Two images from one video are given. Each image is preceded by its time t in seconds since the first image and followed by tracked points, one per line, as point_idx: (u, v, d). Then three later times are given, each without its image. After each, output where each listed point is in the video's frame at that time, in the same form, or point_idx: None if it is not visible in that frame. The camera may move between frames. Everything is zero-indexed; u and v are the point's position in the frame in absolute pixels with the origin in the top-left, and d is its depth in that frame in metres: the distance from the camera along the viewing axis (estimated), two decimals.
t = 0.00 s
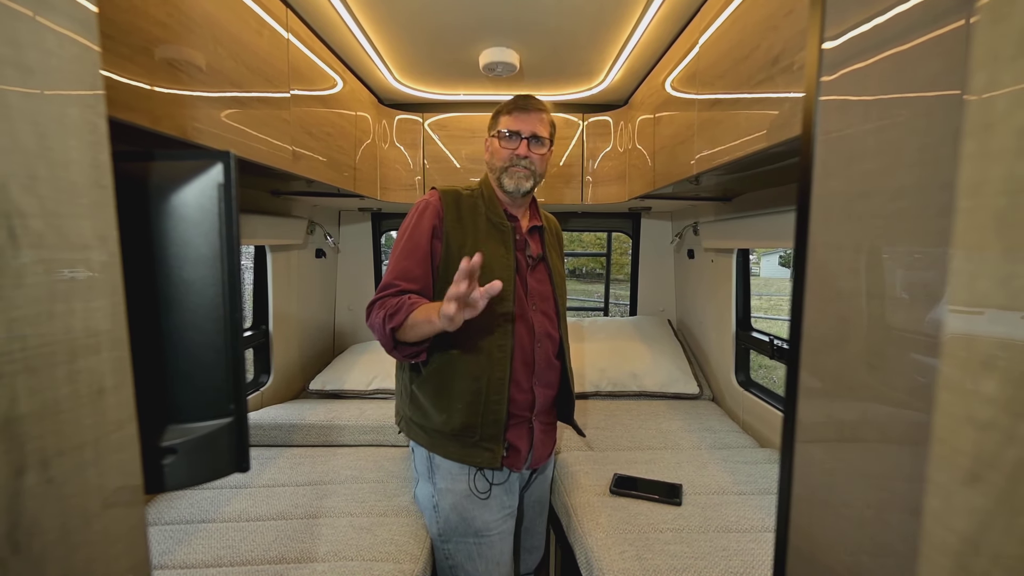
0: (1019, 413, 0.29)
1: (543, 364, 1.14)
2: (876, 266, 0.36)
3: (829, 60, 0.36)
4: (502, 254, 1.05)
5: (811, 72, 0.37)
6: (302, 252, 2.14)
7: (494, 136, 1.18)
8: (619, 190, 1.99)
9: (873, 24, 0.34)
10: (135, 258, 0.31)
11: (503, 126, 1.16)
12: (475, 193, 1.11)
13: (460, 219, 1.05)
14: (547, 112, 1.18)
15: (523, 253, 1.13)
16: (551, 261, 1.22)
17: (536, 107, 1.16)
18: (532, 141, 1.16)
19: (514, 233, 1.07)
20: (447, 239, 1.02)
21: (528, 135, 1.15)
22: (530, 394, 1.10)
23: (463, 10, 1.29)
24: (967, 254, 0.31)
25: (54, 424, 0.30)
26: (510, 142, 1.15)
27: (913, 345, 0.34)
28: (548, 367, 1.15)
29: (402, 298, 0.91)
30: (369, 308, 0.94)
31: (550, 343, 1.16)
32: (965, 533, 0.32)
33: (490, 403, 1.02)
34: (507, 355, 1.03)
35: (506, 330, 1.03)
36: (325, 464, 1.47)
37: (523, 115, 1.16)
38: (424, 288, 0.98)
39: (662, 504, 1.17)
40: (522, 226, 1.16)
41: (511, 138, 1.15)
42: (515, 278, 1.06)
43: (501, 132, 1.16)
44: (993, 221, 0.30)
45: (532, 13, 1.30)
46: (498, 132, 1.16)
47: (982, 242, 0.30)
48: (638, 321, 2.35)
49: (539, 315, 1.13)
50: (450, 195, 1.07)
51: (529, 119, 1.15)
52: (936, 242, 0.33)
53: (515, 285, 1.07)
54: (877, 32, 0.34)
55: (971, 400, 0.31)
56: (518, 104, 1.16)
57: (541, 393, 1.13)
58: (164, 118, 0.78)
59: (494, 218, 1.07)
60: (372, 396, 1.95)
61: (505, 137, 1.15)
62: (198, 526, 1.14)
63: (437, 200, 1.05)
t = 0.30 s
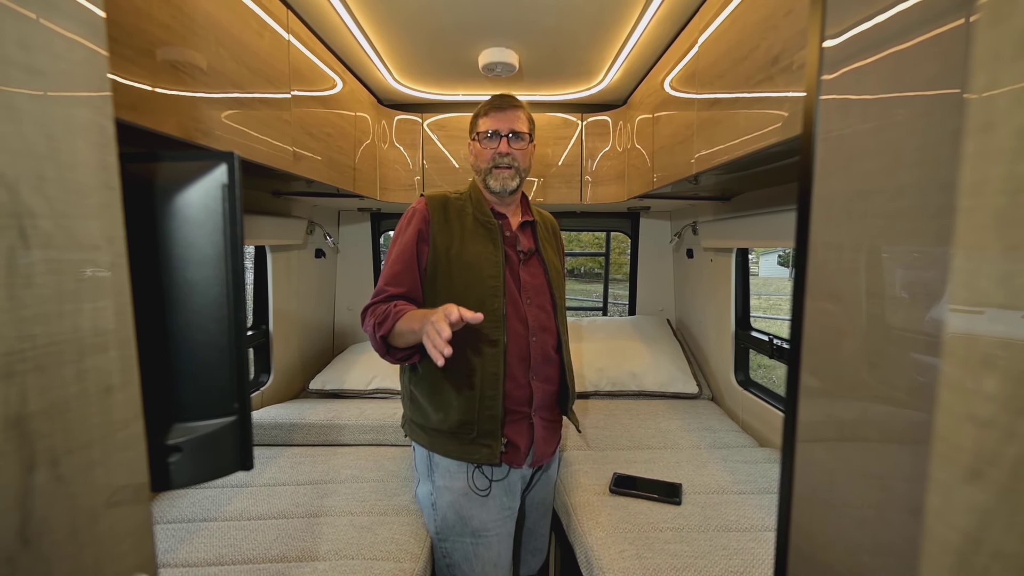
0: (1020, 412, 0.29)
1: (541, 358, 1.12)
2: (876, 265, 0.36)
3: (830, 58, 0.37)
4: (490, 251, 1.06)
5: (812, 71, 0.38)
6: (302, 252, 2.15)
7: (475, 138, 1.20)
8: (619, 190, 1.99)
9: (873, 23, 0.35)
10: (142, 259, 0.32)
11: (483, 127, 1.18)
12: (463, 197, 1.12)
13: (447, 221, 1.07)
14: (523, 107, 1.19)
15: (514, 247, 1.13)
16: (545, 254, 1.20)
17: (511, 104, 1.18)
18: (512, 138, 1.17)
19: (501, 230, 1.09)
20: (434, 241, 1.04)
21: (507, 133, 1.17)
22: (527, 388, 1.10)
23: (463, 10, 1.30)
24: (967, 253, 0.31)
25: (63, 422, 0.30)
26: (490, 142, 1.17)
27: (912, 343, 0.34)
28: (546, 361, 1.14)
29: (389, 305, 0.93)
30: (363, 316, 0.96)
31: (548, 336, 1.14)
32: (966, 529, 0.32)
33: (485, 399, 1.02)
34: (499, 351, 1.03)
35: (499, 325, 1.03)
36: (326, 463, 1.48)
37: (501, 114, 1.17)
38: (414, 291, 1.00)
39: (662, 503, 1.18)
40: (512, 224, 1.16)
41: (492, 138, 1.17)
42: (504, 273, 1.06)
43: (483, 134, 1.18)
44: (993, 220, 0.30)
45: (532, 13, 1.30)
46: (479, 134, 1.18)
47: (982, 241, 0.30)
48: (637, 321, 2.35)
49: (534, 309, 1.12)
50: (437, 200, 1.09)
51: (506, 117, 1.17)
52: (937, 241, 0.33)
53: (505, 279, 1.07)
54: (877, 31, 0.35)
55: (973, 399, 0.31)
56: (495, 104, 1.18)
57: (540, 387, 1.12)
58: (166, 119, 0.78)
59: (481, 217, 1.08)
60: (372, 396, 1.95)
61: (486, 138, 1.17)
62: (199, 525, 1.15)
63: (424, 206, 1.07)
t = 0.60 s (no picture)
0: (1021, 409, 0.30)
1: (538, 354, 1.12)
2: (876, 265, 0.36)
3: (830, 57, 0.37)
4: (483, 251, 1.06)
5: (812, 71, 0.38)
6: (302, 252, 2.15)
7: (465, 137, 1.20)
8: (618, 190, 2.00)
9: (876, 20, 0.35)
10: (143, 257, 0.32)
11: (473, 127, 1.18)
12: (454, 198, 1.12)
13: (440, 222, 1.07)
14: (514, 108, 1.20)
15: (507, 246, 1.13)
16: (538, 252, 1.20)
17: (501, 105, 1.18)
18: (503, 138, 1.17)
19: (493, 230, 1.09)
20: (428, 243, 1.04)
21: (498, 133, 1.17)
22: (526, 384, 1.10)
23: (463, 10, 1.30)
24: (967, 253, 0.32)
25: (67, 422, 0.30)
26: (481, 141, 1.17)
27: (913, 342, 0.35)
28: (544, 357, 1.14)
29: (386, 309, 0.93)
30: (359, 321, 0.96)
31: (545, 333, 1.14)
32: (968, 528, 0.32)
33: (484, 397, 1.03)
34: (496, 349, 1.04)
35: (496, 323, 1.04)
36: (326, 463, 1.48)
37: (491, 114, 1.18)
38: (409, 293, 1.00)
39: (661, 503, 1.18)
40: (504, 223, 1.16)
41: (482, 138, 1.17)
42: (498, 271, 1.06)
43: (473, 134, 1.18)
44: (995, 220, 0.30)
45: (532, 12, 1.31)
46: (470, 134, 1.18)
47: (984, 241, 0.31)
48: (636, 321, 2.35)
49: (530, 306, 1.12)
50: (429, 202, 1.09)
51: (496, 117, 1.17)
52: (938, 241, 0.33)
53: (499, 277, 1.08)
54: (877, 30, 0.35)
55: (973, 397, 0.32)
56: (486, 105, 1.18)
57: (538, 383, 1.11)
58: (167, 120, 0.78)
59: (473, 217, 1.09)
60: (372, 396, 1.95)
61: (477, 137, 1.17)
62: (199, 524, 1.15)
63: (416, 208, 1.07)
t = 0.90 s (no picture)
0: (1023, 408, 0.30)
1: (534, 353, 1.12)
2: (877, 265, 0.36)
3: (830, 57, 0.37)
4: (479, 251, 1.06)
5: (812, 70, 0.38)
6: (302, 252, 2.15)
7: (466, 136, 1.19)
8: (618, 189, 1.99)
9: (875, 20, 0.35)
10: (143, 257, 0.32)
11: (475, 128, 1.18)
12: (449, 199, 1.12)
13: (436, 222, 1.07)
14: (519, 116, 1.19)
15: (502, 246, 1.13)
16: (532, 251, 1.19)
17: (507, 110, 1.18)
18: (502, 143, 1.17)
19: (489, 230, 1.09)
20: (425, 242, 1.04)
21: (499, 137, 1.16)
22: (522, 384, 1.10)
23: (463, 10, 1.30)
24: (968, 252, 0.31)
25: (65, 421, 0.30)
26: (480, 143, 1.17)
27: (911, 341, 0.34)
28: (541, 357, 1.13)
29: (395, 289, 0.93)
30: (363, 306, 0.94)
31: (541, 333, 1.14)
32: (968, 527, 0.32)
33: (481, 396, 1.03)
34: (492, 348, 1.04)
35: (491, 323, 1.04)
36: (326, 463, 1.48)
37: (495, 118, 1.17)
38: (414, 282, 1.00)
39: (661, 502, 1.18)
40: (499, 222, 1.16)
41: (482, 140, 1.16)
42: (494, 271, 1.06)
43: (475, 135, 1.17)
44: (995, 218, 0.30)
45: (532, 12, 1.30)
46: (470, 134, 1.18)
47: (984, 240, 0.31)
48: (637, 321, 2.35)
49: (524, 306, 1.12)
50: (425, 203, 1.09)
51: (499, 122, 1.17)
52: (938, 241, 0.33)
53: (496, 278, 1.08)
54: (877, 30, 0.35)
55: (973, 397, 0.32)
56: (490, 108, 1.18)
57: (535, 383, 1.11)
58: (166, 119, 0.78)
59: (469, 217, 1.09)
60: (372, 396, 1.95)
61: (476, 139, 1.17)
62: (200, 524, 1.15)
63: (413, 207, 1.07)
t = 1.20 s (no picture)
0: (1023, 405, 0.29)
1: (532, 354, 1.12)
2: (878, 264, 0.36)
3: (829, 57, 0.37)
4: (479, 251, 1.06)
5: (811, 70, 0.38)
6: (303, 252, 2.15)
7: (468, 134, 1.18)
8: (619, 189, 1.99)
9: (872, 21, 0.35)
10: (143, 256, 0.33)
11: (479, 125, 1.17)
12: (452, 197, 1.12)
13: (436, 221, 1.07)
14: (523, 113, 1.19)
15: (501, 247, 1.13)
16: (530, 252, 1.19)
17: (511, 108, 1.17)
18: (506, 141, 1.16)
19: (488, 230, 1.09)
20: (424, 241, 1.04)
21: (502, 135, 1.16)
22: (519, 385, 1.10)
23: (463, 9, 1.30)
24: (967, 249, 0.31)
25: (61, 420, 0.30)
26: (484, 141, 1.16)
27: (911, 340, 0.34)
28: (538, 358, 1.13)
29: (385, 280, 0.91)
30: (356, 298, 0.93)
31: (539, 334, 1.14)
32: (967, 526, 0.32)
33: (478, 396, 1.03)
34: (490, 348, 1.04)
35: (490, 323, 1.05)
36: (327, 462, 1.48)
37: (499, 115, 1.17)
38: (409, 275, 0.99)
39: (662, 502, 1.18)
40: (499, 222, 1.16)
41: (486, 138, 1.16)
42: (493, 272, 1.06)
43: (476, 132, 1.16)
44: (996, 214, 0.30)
45: (532, 10, 1.30)
46: (473, 132, 1.16)
47: (985, 237, 0.30)
48: (638, 321, 2.35)
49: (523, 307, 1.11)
50: (426, 200, 1.09)
51: (503, 119, 1.16)
52: (939, 239, 0.33)
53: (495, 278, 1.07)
54: (877, 28, 0.34)
55: (972, 393, 0.31)
56: (493, 106, 1.17)
57: (532, 384, 1.11)
58: (164, 117, 0.78)
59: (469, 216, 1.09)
60: (373, 396, 1.95)
61: (479, 137, 1.16)
62: (200, 524, 1.15)
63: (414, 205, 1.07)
